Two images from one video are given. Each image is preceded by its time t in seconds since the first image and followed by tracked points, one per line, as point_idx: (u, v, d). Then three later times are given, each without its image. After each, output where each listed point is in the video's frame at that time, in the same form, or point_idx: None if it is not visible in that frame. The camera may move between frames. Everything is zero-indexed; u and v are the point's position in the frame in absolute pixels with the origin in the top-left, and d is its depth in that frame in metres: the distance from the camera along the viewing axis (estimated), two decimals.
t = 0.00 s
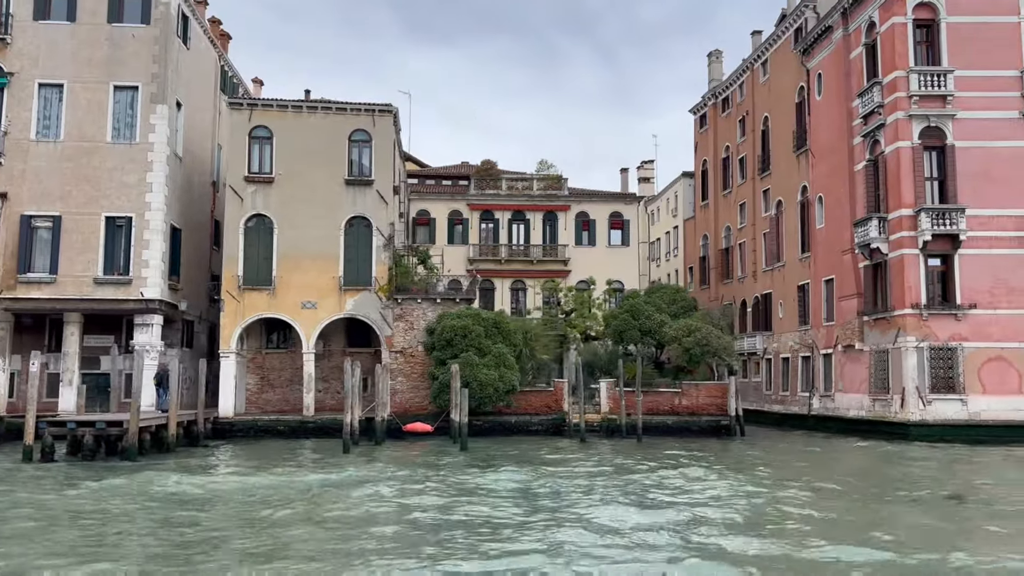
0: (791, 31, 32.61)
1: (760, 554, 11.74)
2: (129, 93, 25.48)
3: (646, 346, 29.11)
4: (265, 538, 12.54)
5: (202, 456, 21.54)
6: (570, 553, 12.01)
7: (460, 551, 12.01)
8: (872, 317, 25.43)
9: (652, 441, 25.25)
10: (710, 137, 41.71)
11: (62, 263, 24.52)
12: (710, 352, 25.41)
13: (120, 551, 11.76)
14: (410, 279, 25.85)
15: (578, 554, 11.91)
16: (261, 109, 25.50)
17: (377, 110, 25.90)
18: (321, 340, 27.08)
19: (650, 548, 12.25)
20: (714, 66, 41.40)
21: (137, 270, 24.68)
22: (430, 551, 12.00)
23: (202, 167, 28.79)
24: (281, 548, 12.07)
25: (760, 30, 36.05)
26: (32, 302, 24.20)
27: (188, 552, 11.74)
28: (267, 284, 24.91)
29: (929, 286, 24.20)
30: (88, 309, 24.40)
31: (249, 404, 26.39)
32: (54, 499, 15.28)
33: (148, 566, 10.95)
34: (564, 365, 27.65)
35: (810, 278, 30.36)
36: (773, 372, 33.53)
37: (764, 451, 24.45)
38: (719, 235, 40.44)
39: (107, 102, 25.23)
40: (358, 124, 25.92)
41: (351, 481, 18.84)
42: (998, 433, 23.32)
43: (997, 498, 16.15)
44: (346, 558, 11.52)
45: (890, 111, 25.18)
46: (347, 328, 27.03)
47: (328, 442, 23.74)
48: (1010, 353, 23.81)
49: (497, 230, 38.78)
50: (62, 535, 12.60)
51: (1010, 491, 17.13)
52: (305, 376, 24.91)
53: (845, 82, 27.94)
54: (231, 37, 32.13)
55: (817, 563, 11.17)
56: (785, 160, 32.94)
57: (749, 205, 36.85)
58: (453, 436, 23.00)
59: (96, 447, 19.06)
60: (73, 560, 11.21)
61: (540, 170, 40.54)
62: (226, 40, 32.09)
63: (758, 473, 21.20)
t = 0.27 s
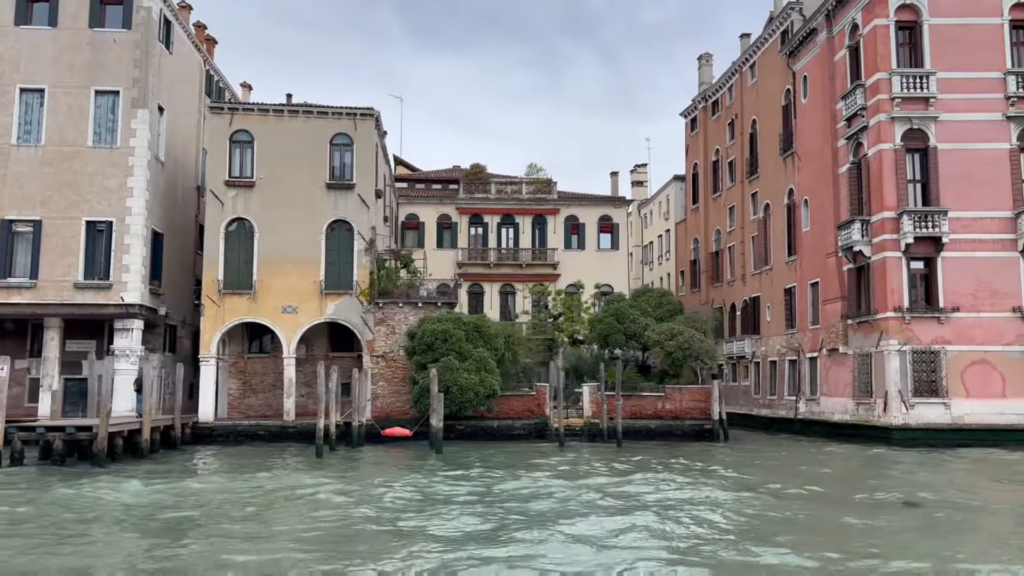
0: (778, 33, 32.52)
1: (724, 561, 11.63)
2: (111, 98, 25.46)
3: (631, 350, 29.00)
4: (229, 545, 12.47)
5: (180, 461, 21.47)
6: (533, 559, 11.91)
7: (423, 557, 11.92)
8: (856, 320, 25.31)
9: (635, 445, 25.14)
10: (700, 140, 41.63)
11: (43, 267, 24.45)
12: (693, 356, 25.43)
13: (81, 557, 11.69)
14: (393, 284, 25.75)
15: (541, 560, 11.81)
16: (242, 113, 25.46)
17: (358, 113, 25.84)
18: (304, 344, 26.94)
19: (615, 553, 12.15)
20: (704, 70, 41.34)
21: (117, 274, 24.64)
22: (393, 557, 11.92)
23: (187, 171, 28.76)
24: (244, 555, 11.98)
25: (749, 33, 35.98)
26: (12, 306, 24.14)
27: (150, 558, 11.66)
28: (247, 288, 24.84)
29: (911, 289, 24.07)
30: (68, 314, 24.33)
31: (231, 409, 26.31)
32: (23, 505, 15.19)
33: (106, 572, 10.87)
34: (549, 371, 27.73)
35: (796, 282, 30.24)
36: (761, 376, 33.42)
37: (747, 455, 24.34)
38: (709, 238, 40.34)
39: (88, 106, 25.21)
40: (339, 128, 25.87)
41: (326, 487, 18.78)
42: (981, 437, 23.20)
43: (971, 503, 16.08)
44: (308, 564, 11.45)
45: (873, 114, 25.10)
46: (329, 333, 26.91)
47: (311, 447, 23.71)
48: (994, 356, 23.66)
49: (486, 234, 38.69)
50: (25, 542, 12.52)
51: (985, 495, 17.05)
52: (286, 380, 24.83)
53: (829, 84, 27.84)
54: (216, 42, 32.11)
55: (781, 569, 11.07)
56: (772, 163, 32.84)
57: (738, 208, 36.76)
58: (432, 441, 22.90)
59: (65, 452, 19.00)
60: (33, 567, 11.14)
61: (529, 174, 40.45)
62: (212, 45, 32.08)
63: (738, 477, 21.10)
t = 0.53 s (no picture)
0: (765, 37, 32.44)
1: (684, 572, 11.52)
2: (92, 103, 25.47)
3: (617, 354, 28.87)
4: (189, 556, 12.40)
5: (159, 468, 21.43)
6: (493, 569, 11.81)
7: (382, 568, 11.84)
8: (840, 324, 25.18)
9: (618, 450, 25.03)
10: (691, 144, 41.56)
11: (24, 273, 24.45)
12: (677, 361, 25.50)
13: (37, 568, 11.63)
14: (375, 288, 25.56)
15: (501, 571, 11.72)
16: (224, 118, 25.41)
17: (341, 118, 25.78)
18: (287, 349, 26.80)
19: (575, 564, 12.05)
20: (694, 73, 41.27)
21: (99, 280, 24.63)
22: (352, 567, 11.84)
23: (171, 176, 28.74)
24: (202, 565, 11.92)
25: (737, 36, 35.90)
26: None
27: (107, 569, 11.59)
28: (228, 293, 24.78)
29: (895, 292, 23.94)
30: (49, 319, 24.33)
31: (214, 415, 26.30)
32: None
33: None
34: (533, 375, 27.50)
35: (783, 285, 30.12)
36: (750, 380, 33.29)
37: (730, 460, 24.22)
38: (700, 242, 40.25)
39: (70, 112, 25.22)
40: (322, 132, 25.82)
41: (301, 494, 18.72)
42: (964, 441, 23.07)
43: (944, 508, 15.99)
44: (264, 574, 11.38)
45: (856, 117, 25.00)
46: (313, 337, 26.78)
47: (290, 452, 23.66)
48: (977, 360, 23.52)
49: (476, 239, 38.57)
50: None
51: (961, 500, 16.95)
52: (267, 385, 24.75)
53: (814, 87, 27.75)
54: (203, 47, 32.12)
55: None
56: (760, 166, 32.74)
57: (727, 212, 36.68)
58: (410, 447, 22.73)
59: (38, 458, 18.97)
60: None
61: (519, 178, 40.32)
62: (198, 50, 32.06)
63: (718, 482, 20.99)
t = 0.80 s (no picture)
0: (752, 40, 32.35)
1: None
2: (75, 110, 25.49)
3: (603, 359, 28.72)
4: (150, 565, 12.34)
5: (137, 475, 21.40)
6: None
7: None
8: (824, 328, 25.06)
9: (602, 456, 24.91)
10: (682, 148, 41.49)
11: (5, 280, 24.45)
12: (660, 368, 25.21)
13: None
14: (358, 293, 25.38)
15: None
16: (206, 124, 25.39)
17: (323, 123, 25.71)
18: (270, 355, 26.74)
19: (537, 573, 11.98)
20: (685, 78, 41.20)
21: (80, 286, 24.62)
22: None
23: (156, 182, 28.74)
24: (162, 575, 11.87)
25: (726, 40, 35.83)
26: None
27: None
28: (210, 299, 24.74)
29: (878, 296, 23.78)
30: (31, 326, 24.32)
31: (196, 421, 26.26)
32: None
33: None
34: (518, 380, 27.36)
35: (770, 290, 30.00)
36: (739, 385, 33.16)
37: (712, 465, 24.10)
38: (691, 247, 40.16)
39: (52, 119, 25.24)
40: (304, 137, 25.76)
41: (276, 500, 18.66)
42: (948, 447, 22.92)
43: (918, 516, 15.90)
44: None
45: (839, 120, 24.88)
46: (296, 343, 26.70)
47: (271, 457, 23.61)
48: (961, 364, 23.36)
49: (465, 244, 38.45)
50: None
51: (936, 507, 16.86)
52: (248, 392, 24.69)
53: (799, 91, 27.64)
54: (190, 53, 32.15)
55: None
56: (748, 170, 32.64)
57: (717, 217, 36.59)
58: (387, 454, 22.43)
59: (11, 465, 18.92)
60: None
61: (508, 183, 40.18)
62: (185, 56, 32.05)
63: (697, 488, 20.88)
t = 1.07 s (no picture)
0: (738, 44, 32.28)
1: None
2: (56, 117, 25.51)
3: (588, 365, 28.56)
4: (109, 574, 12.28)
5: (115, 482, 21.34)
6: None
7: None
8: (806, 333, 24.94)
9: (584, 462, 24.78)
10: (673, 152, 41.41)
11: None
12: (642, 373, 25.52)
13: None
14: (339, 298, 25.30)
15: None
16: (187, 129, 25.38)
17: (305, 128, 25.66)
18: (252, 362, 26.53)
19: None
20: (675, 82, 41.12)
21: (60, 292, 24.59)
22: None
23: (140, 188, 28.74)
24: None
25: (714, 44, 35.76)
26: None
27: None
28: (190, 306, 24.71)
29: (860, 301, 23.67)
30: (11, 333, 24.30)
31: (178, 428, 26.13)
32: None
33: None
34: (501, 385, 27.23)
35: (756, 294, 29.88)
36: (727, 390, 33.02)
37: (695, 472, 23.97)
38: (681, 252, 40.07)
39: (33, 125, 25.27)
40: (285, 143, 25.72)
41: (250, 507, 18.59)
42: (930, 452, 22.79)
43: (891, 524, 15.79)
44: None
45: (820, 124, 24.79)
46: (278, 350, 26.58)
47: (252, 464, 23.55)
48: (944, 369, 23.20)
49: (455, 249, 38.34)
50: None
51: (912, 515, 16.74)
52: (228, 398, 24.59)
53: (783, 95, 27.56)
54: (176, 59, 32.17)
55: None
56: (735, 175, 32.55)
57: (706, 221, 36.50)
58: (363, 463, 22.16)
59: None
60: None
61: (499, 188, 40.06)
62: (171, 62, 32.05)
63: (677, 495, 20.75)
